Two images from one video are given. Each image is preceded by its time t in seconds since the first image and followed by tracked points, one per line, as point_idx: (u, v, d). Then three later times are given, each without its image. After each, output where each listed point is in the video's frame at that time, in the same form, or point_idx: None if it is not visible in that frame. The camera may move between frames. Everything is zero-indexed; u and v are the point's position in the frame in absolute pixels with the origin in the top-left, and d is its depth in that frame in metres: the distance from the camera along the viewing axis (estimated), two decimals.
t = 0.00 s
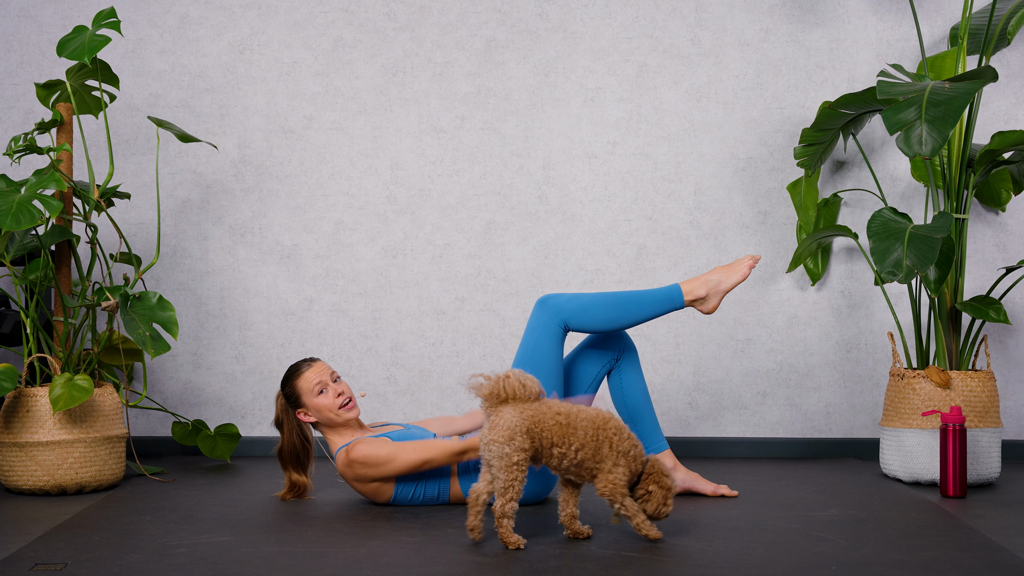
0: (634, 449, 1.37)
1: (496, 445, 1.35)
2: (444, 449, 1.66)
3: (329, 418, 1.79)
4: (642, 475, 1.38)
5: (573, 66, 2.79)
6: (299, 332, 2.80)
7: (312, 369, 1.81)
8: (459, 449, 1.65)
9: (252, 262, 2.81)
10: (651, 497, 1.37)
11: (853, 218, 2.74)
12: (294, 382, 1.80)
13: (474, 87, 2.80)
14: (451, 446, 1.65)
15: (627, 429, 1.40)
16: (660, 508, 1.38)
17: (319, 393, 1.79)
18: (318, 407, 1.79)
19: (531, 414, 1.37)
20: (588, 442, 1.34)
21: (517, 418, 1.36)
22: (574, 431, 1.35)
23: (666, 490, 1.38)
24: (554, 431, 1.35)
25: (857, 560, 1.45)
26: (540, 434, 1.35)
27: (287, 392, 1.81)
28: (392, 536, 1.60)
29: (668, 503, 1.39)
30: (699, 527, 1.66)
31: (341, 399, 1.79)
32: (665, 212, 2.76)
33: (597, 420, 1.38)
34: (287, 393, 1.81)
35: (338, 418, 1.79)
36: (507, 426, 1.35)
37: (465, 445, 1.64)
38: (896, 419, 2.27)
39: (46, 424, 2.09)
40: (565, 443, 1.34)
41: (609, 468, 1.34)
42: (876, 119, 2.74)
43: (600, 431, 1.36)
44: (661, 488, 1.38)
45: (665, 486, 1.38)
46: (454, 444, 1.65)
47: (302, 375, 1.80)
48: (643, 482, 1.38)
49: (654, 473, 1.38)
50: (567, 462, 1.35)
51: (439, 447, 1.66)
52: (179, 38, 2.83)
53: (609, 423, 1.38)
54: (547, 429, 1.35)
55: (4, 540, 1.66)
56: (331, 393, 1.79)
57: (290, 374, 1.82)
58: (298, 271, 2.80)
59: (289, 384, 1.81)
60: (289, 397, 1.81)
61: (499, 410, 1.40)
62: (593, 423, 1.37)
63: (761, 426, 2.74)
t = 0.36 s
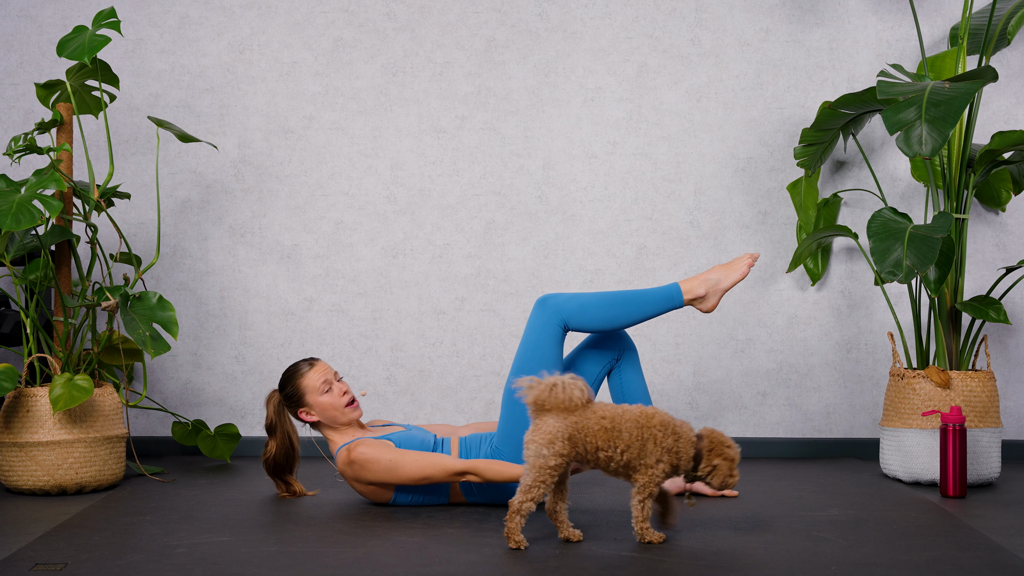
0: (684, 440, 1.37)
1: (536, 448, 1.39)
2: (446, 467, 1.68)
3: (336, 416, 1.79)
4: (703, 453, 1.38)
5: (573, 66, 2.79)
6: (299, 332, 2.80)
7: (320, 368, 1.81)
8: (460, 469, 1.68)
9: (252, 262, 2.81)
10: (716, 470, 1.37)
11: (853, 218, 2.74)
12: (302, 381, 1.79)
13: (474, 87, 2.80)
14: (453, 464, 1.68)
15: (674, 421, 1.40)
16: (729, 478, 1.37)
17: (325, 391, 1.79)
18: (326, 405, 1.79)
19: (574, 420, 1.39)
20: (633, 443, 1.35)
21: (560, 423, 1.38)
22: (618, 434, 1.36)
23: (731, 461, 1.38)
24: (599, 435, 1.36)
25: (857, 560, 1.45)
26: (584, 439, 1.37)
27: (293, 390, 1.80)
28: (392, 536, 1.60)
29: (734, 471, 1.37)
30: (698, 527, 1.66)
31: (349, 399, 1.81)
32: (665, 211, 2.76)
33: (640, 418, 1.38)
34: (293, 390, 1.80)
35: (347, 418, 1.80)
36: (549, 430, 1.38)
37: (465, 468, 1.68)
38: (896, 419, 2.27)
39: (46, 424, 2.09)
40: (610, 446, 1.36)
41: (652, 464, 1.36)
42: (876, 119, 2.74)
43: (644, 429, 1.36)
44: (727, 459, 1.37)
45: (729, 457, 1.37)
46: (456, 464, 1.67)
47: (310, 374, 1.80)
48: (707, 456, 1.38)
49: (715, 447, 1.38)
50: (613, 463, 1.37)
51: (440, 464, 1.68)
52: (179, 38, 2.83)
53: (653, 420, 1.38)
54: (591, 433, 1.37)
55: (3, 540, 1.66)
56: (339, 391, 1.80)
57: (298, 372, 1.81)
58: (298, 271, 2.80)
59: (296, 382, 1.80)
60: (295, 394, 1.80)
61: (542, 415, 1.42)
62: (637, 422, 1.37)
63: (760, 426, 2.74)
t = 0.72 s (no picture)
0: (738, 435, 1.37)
1: (609, 449, 1.36)
2: (449, 445, 1.66)
3: (350, 405, 1.79)
4: (754, 444, 1.38)
5: (573, 66, 2.79)
6: (299, 332, 2.80)
7: (337, 359, 1.83)
8: (462, 445, 1.64)
9: (252, 262, 2.81)
10: (770, 460, 1.37)
11: (853, 218, 2.74)
12: (322, 368, 1.80)
13: (474, 87, 2.80)
14: (454, 441, 1.65)
15: (726, 416, 1.39)
16: (779, 467, 1.38)
17: (344, 380, 1.81)
18: (345, 394, 1.79)
19: (635, 415, 1.38)
20: (686, 439, 1.35)
21: (619, 421, 1.38)
22: (672, 429, 1.36)
23: (782, 450, 1.38)
24: (656, 431, 1.36)
25: (858, 560, 1.45)
26: (641, 437, 1.37)
27: (308, 378, 1.78)
28: (392, 536, 1.60)
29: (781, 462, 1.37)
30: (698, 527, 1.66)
31: (363, 391, 1.83)
32: (665, 211, 2.76)
33: (694, 415, 1.38)
34: (309, 378, 1.78)
35: (359, 409, 1.81)
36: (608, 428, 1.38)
37: (467, 443, 1.63)
38: (896, 420, 2.27)
39: (46, 424, 2.09)
40: (666, 442, 1.36)
41: (706, 460, 1.35)
42: (876, 119, 2.74)
43: (697, 426, 1.36)
44: (779, 449, 1.38)
45: (780, 445, 1.37)
46: (457, 440, 1.64)
47: (330, 362, 1.82)
48: (761, 446, 1.38)
49: (767, 437, 1.38)
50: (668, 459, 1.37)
51: (442, 444, 1.66)
52: (179, 38, 2.83)
53: (705, 416, 1.38)
54: (649, 430, 1.37)
55: (3, 540, 1.66)
56: (355, 383, 1.82)
57: (314, 360, 1.81)
58: (298, 271, 2.80)
59: (315, 368, 1.80)
60: (309, 383, 1.78)
61: (604, 413, 1.41)
62: (690, 418, 1.37)
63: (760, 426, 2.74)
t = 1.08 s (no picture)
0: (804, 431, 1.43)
1: (662, 444, 1.43)
2: (445, 428, 1.65)
3: (348, 406, 1.79)
4: (818, 436, 1.45)
5: (573, 66, 2.79)
6: (299, 332, 2.80)
7: (335, 359, 1.83)
8: (458, 426, 1.64)
9: (252, 262, 2.81)
10: (835, 451, 1.44)
11: (853, 218, 2.74)
12: (320, 369, 1.79)
13: (474, 87, 2.80)
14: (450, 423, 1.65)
15: (790, 412, 1.45)
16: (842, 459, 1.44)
17: (342, 382, 1.80)
18: (342, 395, 1.79)
19: (698, 416, 1.42)
20: (757, 438, 1.40)
21: (684, 420, 1.42)
22: (742, 430, 1.41)
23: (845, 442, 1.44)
24: (723, 431, 1.41)
25: (858, 560, 1.45)
26: (708, 436, 1.41)
27: (307, 379, 1.78)
28: (392, 537, 1.60)
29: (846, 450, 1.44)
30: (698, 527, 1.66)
31: (361, 392, 1.83)
32: (665, 212, 2.76)
33: (762, 414, 1.42)
34: (308, 380, 1.78)
35: (357, 409, 1.81)
36: (673, 427, 1.42)
37: (463, 421, 1.64)
38: (896, 420, 2.27)
39: (46, 424, 2.09)
40: (734, 441, 1.40)
41: (779, 457, 1.42)
42: (876, 119, 2.74)
43: (766, 424, 1.41)
44: (842, 440, 1.44)
45: (843, 436, 1.44)
46: (453, 421, 1.65)
47: (328, 363, 1.81)
48: (824, 437, 1.44)
49: (830, 429, 1.44)
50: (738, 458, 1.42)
51: (439, 428, 1.67)
52: (179, 38, 2.83)
53: (772, 414, 1.43)
54: (716, 431, 1.41)
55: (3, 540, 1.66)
56: (353, 383, 1.82)
57: (313, 361, 1.80)
58: (298, 271, 2.80)
59: (313, 369, 1.79)
60: (308, 385, 1.78)
61: (666, 409, 1.46)
62: (759, 418, 1.42)
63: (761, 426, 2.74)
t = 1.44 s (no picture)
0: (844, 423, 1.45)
1: (728, 444, 1.44)
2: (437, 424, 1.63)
3: (347, 408, 1.79)
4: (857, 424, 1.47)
5: (573, 66, 2.79)
6: (299, 332, 2.80)
7: (339, 359, 1.83)
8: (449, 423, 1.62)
9: (252, 262, 2.81)
10: (868, 435, 1.45)
11: (853, 218, 2.74)
12: (323, 367, 1.79)
13: (474, 87, 2.80)
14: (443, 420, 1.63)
15: (831, 407, 1.47)
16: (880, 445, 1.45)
17: (343, 383, 1.80)
18: (342, 397, 1.78)
19: (751, 413, 1.46)
20: (800, 432, 1.43)
21: (740, 419, 1.45)
22: (787, 423, 1.44)
23: (882, 428, 1.46)
24: (772, 426, 1.44)
25: (858, 560, 1.45)
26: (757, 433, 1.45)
27: (309, 377, 1.79)
28: (392, 536, 1.60)
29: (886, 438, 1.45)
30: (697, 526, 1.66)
31: (363, 394, 1.82)
32: (665, 211, 2.76)
33: (806, 409, 1.46)
34: (309, 377, 1.78)
35: (357, 411, 1.80)
36: (731, 427, 1.45)
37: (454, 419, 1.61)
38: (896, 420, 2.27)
39: (46, 424, 2.09)
40: (780, 435, 1.44)
41: (819, 450, 1.43)
42: (876, 119, 2.74)
43: (808, 418, 1.44)
44: (878, 426, 1.45)
45: (881, 422, 1.46)
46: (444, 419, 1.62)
47: (331, 363, 1.81)
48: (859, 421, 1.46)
49: (868, 416, 1.46)
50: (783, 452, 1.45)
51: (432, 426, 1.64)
52: (179, 38, 2.83)
53: (815, 409, 1.46)
54: (764, 427, 1.45)
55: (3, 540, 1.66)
56: (355, 385, 1.82)
57: (316, 359, 1.81)
58: (298, 271, 2.80)
59: (315, 367, 1.80)
60: (309, 382, 1.78)
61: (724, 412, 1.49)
62: (801, 412, 1.45)
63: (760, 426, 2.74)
